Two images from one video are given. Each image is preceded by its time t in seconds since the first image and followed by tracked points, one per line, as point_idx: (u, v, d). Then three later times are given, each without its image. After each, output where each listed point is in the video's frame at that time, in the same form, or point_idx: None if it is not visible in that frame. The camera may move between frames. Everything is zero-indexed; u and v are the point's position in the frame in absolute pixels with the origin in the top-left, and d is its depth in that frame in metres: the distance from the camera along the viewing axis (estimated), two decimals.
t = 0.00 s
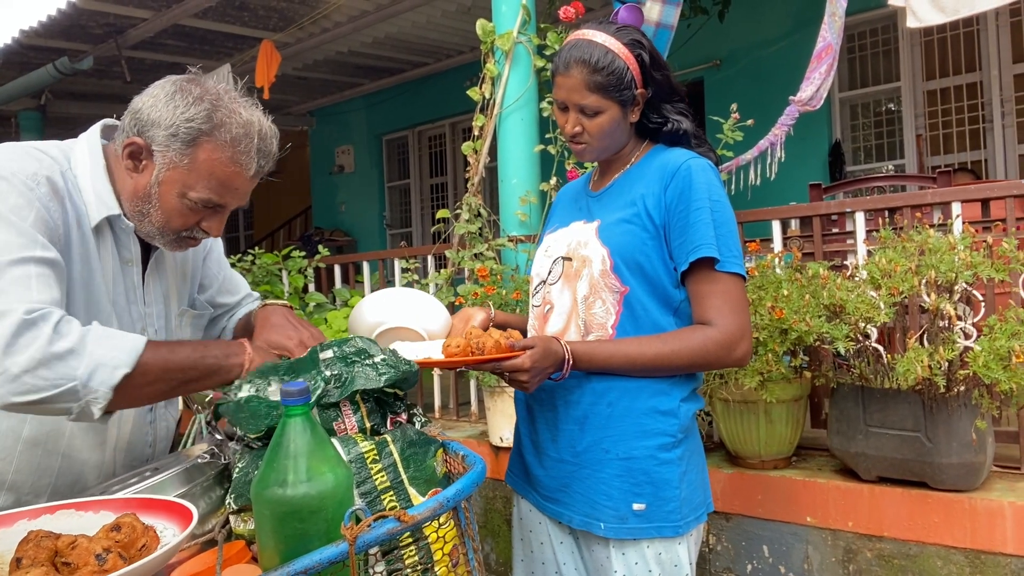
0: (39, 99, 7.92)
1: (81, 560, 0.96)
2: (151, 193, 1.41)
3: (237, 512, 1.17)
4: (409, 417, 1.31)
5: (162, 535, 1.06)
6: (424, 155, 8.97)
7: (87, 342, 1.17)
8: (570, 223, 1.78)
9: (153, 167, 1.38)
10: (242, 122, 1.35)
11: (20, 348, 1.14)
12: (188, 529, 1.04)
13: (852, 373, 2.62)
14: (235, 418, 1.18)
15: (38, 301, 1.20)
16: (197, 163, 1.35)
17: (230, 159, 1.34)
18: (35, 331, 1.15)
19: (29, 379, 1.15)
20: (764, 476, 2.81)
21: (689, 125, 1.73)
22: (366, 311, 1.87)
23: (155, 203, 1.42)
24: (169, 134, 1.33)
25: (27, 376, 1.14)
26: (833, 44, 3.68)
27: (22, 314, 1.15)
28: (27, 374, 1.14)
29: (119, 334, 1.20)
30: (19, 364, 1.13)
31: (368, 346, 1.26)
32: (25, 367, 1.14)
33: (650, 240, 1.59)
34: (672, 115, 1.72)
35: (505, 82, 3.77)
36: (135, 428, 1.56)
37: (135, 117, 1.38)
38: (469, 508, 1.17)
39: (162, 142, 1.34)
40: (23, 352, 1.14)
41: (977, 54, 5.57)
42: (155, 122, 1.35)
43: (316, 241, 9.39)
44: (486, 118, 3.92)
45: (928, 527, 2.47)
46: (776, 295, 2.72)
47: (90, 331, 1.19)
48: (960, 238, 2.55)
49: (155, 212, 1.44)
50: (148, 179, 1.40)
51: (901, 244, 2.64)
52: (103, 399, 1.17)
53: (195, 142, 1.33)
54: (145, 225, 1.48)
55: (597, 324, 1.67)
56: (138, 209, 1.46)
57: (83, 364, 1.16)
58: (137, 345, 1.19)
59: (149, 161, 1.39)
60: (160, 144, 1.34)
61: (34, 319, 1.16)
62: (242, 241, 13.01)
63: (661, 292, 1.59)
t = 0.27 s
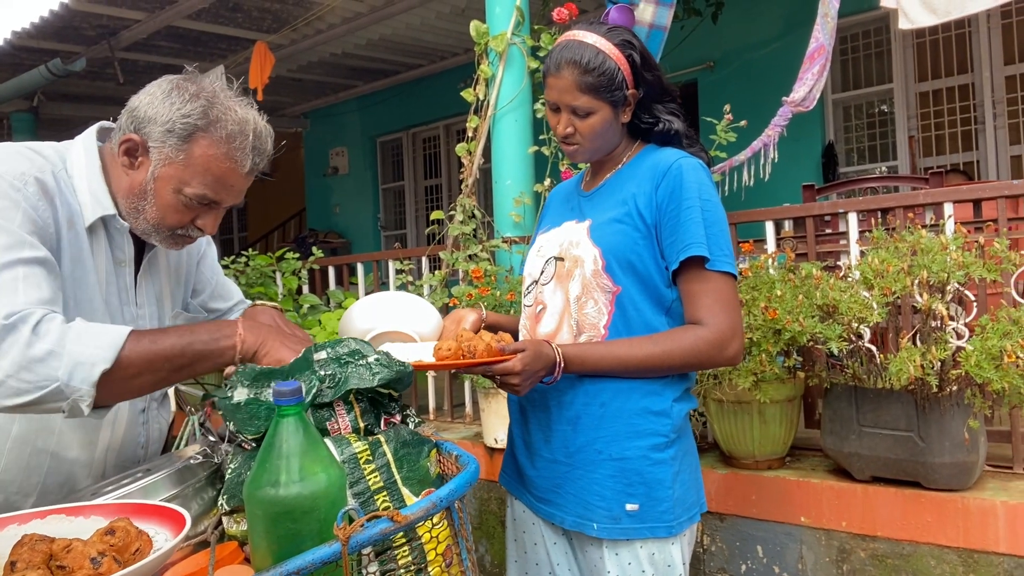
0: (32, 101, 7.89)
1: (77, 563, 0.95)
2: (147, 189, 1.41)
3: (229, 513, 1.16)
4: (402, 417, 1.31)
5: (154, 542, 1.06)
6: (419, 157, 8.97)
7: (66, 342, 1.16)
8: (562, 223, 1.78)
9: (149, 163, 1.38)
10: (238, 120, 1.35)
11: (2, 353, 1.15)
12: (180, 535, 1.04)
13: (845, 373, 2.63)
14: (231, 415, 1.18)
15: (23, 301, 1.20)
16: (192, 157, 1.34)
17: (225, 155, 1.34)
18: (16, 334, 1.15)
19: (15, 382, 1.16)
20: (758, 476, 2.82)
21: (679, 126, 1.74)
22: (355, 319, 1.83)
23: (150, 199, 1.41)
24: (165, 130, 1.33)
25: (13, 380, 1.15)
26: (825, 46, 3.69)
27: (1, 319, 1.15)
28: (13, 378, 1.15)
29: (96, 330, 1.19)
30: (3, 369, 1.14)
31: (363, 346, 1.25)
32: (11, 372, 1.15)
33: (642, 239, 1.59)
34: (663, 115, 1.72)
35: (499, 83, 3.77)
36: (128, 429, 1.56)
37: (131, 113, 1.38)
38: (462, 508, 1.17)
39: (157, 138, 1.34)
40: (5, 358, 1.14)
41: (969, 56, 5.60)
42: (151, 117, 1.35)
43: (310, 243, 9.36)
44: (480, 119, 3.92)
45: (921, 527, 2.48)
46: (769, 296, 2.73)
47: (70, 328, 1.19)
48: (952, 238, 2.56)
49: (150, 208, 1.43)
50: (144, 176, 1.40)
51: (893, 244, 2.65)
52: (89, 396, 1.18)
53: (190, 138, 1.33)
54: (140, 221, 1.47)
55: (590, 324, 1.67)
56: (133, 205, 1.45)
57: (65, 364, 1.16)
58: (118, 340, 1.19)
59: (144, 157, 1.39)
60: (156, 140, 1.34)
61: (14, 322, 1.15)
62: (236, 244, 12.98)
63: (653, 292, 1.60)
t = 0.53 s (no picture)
0: (22, 104, 7.85)
1: (92, 568, 0.94)
2: (135, 196, 1.40)
3: (220, 522, 1.16)
4: (393, 424, 1.30)
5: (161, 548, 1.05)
6: (412, 160, 8.96)
7: (85, 352, 1.17)
8: (553, 229, 1.78)
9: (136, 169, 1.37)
10: (223, 122, 1.35)
11: (20, 359, 1.15)
12: (187, 542, 1.02)
13: (837, 377, 2.64)
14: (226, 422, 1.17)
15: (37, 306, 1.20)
16: (179, 162, 1.34)
17: (212, 158, 1.34)
18: (33, 342, 1.16)
19: (32, 388, 1.16)
20: (751, 480, 2.82)
21: (668, 130, 1.74)
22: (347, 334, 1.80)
23: (139, 207, 1.41)
24: (151, 136, 1.32)
25: (29, 385, 1.16)
26: (816, 51, 3.70)
27: (19, 325, 1.15)
28: (28, 384, 1.16)
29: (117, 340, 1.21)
30: (20, 374, 1.15)
31: (354, 355, 1.25)
32: (29, 379, 1.15)
33: (633, 245, 1.59)
34: (652, 120, 1.72)
35: (492, 88, 3.78)
36: (119, 437, 1.54)
37: (116, 120, 1.37)
38: (454, 515, 1.17)
39: (144, 144, 1.33)
40: (24, 365, 1.15)
41: (959, 60, 5.63)
42: (136, 123, 1.34)
43: (302, 247, 9.32)
44: (473, 123, 3.93)
45: (913, 530, 2.49)
46: (761, 300, 2.74)
47: (89, 339, 1.19)
48: (943, 243, 2.57)
49: (139, 214, 1.43)
50: (131, 182, 1.39)
51: (884, 249, 2.66)
52: (103, 407, 1.18)
53: (176, 142, 1.32)
54: (129, 226, 1.46)
55: (581, 330, 1.67)
56: (121, 212, 1.45)
57: (82, 374, 1.16)
58: (136, 353, 1.19)
59: (131, 165, 1.38)
60: (142, 146, 1.34)
61: (32, 328, 1.16)
62: (228, 247, 12.93)
63: (645, 298, 1.60)
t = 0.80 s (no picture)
0: (12, 106, 7.81)
1: (127, 561, 0.92)
2: (120, 198, 1.40)
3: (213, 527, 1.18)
4: (387, 429, 1.30)
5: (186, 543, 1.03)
6: (403, 163, 8.95)
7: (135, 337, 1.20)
8: (544, 233, 1.79)
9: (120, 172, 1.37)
10: (207, 122, 1.34)
11: (67, 334, 1.16)
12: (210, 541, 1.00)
13: (827, 379, 2.66)
14: (218, 426, 1.17)
15: (72, 298, 1.23)
16: (164, 163, 1.33)
17: (197, 159, 1.33)
18: (85, 320, 1.18)
19: (72, 363, 1.16)
20: (742, 482, 2.84)
21: (656, 135, 1.75)
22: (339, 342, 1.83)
23: (125, 209, 1.40)
24: (134, 137, 1.32)
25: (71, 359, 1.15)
26: (805, 55, 3.73)
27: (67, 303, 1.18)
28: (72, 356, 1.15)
29: (161, 342, 1.22)
30: (68, 346, 1.15)
31: (346, 358, 1.26)
32: (72, 351, 1.16)
33: (624, 249, 1.60)
34: (640, 125, 1.74)
35: (483, 91, 3.78)
36: (103, 440, 1.55)
37: (100, 122, 1.36)
38: (448, 518, 1.17)
39: (128, 145, 1.33)
40: (70, 337, 1.16)
41: (947, 65, 5.69)
42: (120, 125, 1.34)
43: (294, 251, 9.26)
44: (465, 126, 3.94)
45: (903, 531, 2.50)
46: (752, 303, 2.75)
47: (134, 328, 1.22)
48: (931, 246, 2.59)
49: (124, 217, 1.42)
50: (116, 184, 1.39)
51: (874, 252, 2.68)
52: (143, 394, 1.17)
53: (161, 143, 1.32)
54: (113, 231, 1.46)
55: (572, 334, 1.67)
56: (106, 217, 1.44)
57: (130, 355, 1.18)
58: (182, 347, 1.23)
59: (115, 165, 1.37)
60: (126, 147, 1.33)
61: (84, 309, 1.19)
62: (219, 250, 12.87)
63: (636, 302, 1.61)
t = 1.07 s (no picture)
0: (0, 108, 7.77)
1: (156, 538, 0.90)
2: (125, 179, 1.42)
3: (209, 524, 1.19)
4: (380, 427, 1.32)
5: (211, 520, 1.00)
6: (395, 164, 8.95)
7: (14, 356, 1.12)
8: (534, 233, 1.80)
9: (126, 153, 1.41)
10: (208, 104, 1.41)
11: None
12: (233, 520, 0.95)
13: (816, 378, 2.69)
14: (207, 428, 1.18)
15: None
16: (169, 141, 1.39)
17: (202, 137, 1.40)
18: None
19: None
20: (732, 480, 2.86)
21: (644, 135, 1.77)
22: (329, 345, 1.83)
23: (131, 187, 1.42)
24: (140, 118, 1.37)
25: None
26: (794, 57, 3.76)
27: None
28: None
29: (47, 343, 1.15)
30: None
31: (339, 356, 1.27)
32: None
33: (613, 248, 1.62)
34: (628, 125, 1.76)
35: (475, 93, 3.80)
36: (100, 437, 1.55)
37: (103, 109, 1.41)
38: (440, 514, 1.19)
39: (133, 127, 1.38)
40: None
41: (934, 67, 5.73)
42: (125, 108, 1.39)
43: (285, 252, 9.26)
44: (456, 128, 3.95)
45: (891, 528, 2.53)
46: (741, 303, 2.78)
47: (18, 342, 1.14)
48: (917, 245, 2.62)
49: (131, 198, 1.44)
50: (120, 168, 1.43)
51: (861, 252, 2.70)
52: (32, 413, 1.13)
53: (165, 121, 1.38)
54: (120, 214, 1.46)
55: (563, 333, 1.69)
56: (113, 198, 1.45)
57: (10, 378, 1.11)
58: (64, 359, 1.14)
59: (121, 150, 1.43)
60: (132, 128, 1.38)
61: None
62: (209, 252, 12.81)
63: (625, 301, 1.62)
